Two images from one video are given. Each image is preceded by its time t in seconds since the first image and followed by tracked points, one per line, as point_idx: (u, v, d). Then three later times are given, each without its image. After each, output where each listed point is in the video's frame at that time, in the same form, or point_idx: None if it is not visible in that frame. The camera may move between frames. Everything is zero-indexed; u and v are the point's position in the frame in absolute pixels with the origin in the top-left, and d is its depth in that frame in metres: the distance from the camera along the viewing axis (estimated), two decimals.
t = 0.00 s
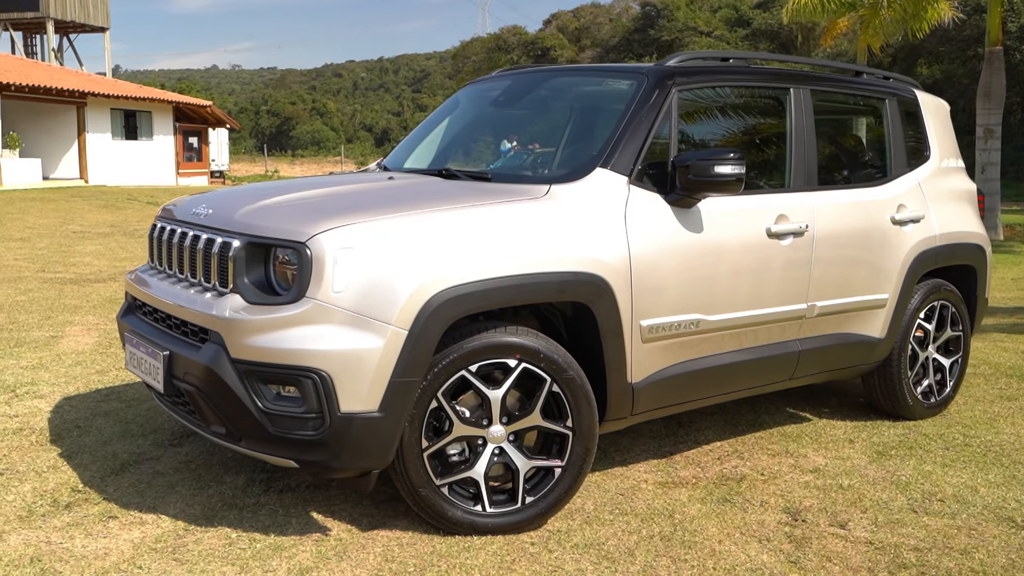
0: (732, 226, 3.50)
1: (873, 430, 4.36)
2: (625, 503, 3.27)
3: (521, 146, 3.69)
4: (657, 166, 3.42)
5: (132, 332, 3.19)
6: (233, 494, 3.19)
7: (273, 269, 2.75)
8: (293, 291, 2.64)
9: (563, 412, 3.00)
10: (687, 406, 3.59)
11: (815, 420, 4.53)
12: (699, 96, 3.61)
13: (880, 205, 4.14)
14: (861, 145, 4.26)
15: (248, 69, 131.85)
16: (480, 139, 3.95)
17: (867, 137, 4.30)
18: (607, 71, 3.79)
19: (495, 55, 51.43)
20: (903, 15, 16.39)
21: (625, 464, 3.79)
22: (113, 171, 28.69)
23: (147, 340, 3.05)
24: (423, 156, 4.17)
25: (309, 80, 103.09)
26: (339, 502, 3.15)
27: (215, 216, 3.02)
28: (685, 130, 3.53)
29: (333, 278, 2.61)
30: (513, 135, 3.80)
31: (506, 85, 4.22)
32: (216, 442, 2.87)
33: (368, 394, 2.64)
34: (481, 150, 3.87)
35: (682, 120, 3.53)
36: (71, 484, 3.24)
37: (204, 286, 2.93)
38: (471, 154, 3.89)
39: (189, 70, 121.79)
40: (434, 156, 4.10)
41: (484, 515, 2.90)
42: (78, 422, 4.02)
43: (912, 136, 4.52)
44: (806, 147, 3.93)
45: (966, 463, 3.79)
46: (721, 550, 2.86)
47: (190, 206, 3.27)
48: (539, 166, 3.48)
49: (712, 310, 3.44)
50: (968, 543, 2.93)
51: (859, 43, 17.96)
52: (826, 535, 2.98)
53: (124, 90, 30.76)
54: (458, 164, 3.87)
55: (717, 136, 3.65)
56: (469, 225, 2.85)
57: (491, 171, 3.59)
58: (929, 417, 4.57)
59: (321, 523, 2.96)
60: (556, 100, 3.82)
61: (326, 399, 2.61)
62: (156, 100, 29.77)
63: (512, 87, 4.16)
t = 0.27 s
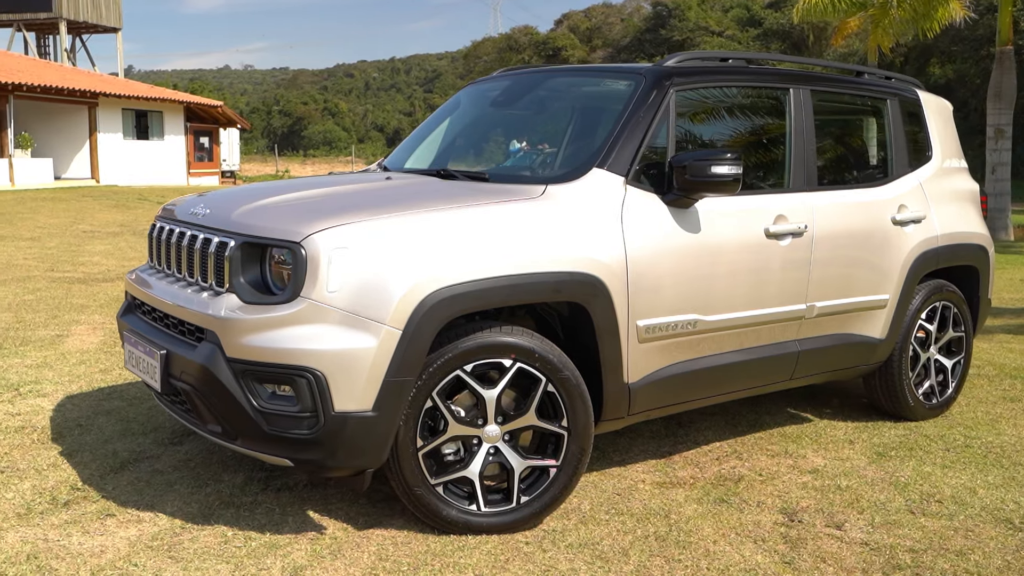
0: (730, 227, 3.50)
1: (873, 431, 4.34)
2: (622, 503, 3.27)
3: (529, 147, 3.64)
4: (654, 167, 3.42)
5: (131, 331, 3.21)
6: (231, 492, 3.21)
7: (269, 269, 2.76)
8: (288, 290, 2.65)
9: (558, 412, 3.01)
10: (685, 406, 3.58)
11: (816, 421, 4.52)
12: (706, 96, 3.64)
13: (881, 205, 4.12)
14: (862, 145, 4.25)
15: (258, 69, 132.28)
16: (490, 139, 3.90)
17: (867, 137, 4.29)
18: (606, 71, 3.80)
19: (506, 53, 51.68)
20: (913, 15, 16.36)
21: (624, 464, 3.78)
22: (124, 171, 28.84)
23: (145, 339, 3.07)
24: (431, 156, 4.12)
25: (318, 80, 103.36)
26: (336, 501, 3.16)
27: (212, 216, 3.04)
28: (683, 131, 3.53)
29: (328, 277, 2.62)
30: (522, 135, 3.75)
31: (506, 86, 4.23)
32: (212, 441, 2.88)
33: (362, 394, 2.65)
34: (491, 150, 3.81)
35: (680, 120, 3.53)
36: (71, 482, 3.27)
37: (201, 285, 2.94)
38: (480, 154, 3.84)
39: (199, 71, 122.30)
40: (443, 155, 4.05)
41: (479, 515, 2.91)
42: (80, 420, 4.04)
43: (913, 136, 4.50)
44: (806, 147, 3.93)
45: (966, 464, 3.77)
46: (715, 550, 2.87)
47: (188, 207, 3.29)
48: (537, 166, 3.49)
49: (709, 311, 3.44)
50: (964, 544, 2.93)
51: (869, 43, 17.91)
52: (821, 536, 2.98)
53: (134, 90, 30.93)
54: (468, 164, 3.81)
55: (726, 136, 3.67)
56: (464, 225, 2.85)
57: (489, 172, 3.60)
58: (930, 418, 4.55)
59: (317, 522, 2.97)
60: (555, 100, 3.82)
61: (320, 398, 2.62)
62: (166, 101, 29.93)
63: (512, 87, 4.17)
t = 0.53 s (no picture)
0: (727, 226, 3.50)
1: (873, 431, 4.34)
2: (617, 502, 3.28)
3: (538, 146, 3.61)
4: (651, 166, 3.43)
5: (131, 329, 3.24)
6: (229, 489, 3.23)
7: (266, 268, 2.78)
8: (284, 289, 2.67)
9: (553, 410, 3.02)
10: (682, 405, 3.59)
11: (815, 420, 4.52)
12: (710, 95, 3.67)
13: (880, 205, 4.12)
14: (861, 145, 4.25)
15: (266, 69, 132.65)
16: (498, 138, 3.86)
17: (867, 137, 4.29)
18: (603, 70, 3.81)
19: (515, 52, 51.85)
20: (920, 14, 16.33)
21: (621, 462, 3.79)
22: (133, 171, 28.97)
23: (144, 337, 3.10)
24: (439, 156, 4.09)
25: (326, 80, 103.56)
26: (333, 498, 3.18)
27: (210, 215, 3.07)
28: (680, 130, 3.54)
29: (323, 276, 2.64)
30: (531, 135, 3.71)
31: (505, 86, 4.24)
32: (210, 438, 2.91)
33: (357, 392, 2.67)
34: (500, 150, 3.77)
35: (678, 120, 3.53)
36: (71, 479, 3.30)
37: (199, 284, 2.97)
38: (489, 154, 3.80)
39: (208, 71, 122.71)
40: (450, 155, 4.01)
41: (474, 512, 2.93)
42: (82, 418, 4.07)
43: (913, 136, 4.50)
44: (804, 147, 3.93)
45: (964, 464, 3.77)
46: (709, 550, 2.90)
47: (188, 206, 3.31)
48: (534, 165, 3.50)
49: (706, 310, 3.45)
50: (958, 544, 2.95)
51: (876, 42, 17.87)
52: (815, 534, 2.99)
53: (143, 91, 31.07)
54: (476, 164, 3.77)
55: (731, 136, 3.69)
56: (459, 224, 2.87)
57: (487, 171, 3.61)
58: (930, 418, 4.54)
59: (313, 519, 2.99)
60: (554, 99, 3.84)
61: (315, 396, 2.64)
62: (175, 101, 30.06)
63: (511, 87, 4.18)
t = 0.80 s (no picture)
0: (723, 226, 3.52)
1: (872, 430, 4.34)
2: (614, 500, 3.30)
3: (547, 147, 3.59)
4: (648, 166, 3.44)
5: (132, 327, 3.28)
6: (228, 486, 3.26)
7: (264, 266, 2.81)
8: (282, 287, 2.70)
9: (549, 409, 3.04)
10: (679, 404, 3.61)
11: (815, 420, 4.52)
12: (716, 97, 3.70)
13: (879, 205, 4.13)
14: (860, 145, 4.25)
15: (274, 69, 132.95)
16: (507, 138, 3.83)
17: (866, 137, 4.30)
18: (601, 71, 3.83)
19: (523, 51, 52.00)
20: (927, 14, 16.32)
21: (619, 461, 3.81)
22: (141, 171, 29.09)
23: (144, 335, 3.13)
24: (445, 156, 4.07)
25: (334, 80, 103.75)
26: (332, 496, 3.21)
27: (210, 214, 3.10)
28: (677, 131, 3.55)
29: (320, 275, 2.67)
30: (540, 135, 3.69)
31: (504, 86, 4.27)
32: (209, 436, 2.93)
33: (353, 389, 2.70)
34: (513, 149, 3.72)
35: (675, 120, 3.55)
36: (73, 476, 3.34)
37: (198, 282, 3.00)
38: (497, 154, 3.78)
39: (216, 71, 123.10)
40: (457, 155, 3.99)
41: (470, 509, 2.95)
42: (85, 416, 4.11)
43: (913, 136, 4.50)
44: (802, 147, 3.94)
45: (962, 463, 3.78)
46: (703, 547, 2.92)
47: (188, 206, 3.35)
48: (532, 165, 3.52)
49: (703, 309, 3.46)
50: (952, 543, 2.97)
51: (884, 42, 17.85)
52: (811, 532, 3.01)
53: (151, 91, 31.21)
54: (485, 164, 3.75)
55: (736, 136, 3.72)
56: (455, 224, 2.89)
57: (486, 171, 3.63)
58: (930, 417, 4.55)
59: (311, 516, 3.02)
60: (552, 100, 3.86)
61: (312, 394, 2.67)
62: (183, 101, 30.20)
63: (510, 87, 4.21)
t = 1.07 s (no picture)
0: (719, 226, 3.54)
1: (869, 429, 4.36)
2: (609, 497, 3.32)
3: (549, 147, 3.60)
4: (643, 166, 3.47)
5: (133, 326, 3.31)
6: (227, 483, 3.29)
7: (261, 265, 2.85)
8: (279, 286, 2.74)
9: (544, 406, 3.07)
10: (675, 403, 3.63)
11: (812, 419, 4.54)
12: (719, 97, 3.75)
13: (875, 205, 4.14)
14: (857, 145, 4.27)
15: (280, 70, 133.21)
16: (514, 138, 3.82)
17: (863, 138, 4.31)
18: (598, 72, 3.85)
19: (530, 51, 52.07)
20: (932, 14, 16.32)
21: (616, 459, 3.83)
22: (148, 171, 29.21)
23: (144, 333, 3.17)
24: (452, 155, 4.06)
25: (340, 80, 103.91)
26: (330, 492, 3.24)
27: (210, 214, 3.13)
28: (672, 131, 3.58)
29: (316, 273, 2.70)
30: (547, 135, 3.68)
31: (503, 87, 4.30)
32: (208, 433, 2.97)
33: (349, 386, 2.73)
34: (517, 150, 3.73)
35: (671, 121, 3.58)
36: (74, 472, 3.38)
37: (197, 281, 3.03)
38: (505, 154, 3.77)
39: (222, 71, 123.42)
40: (464, 154, 3.98)
41: (466, 506, 2.98)
42: (87, 413, 4.16)
43: (910, 137, 4.51)
44: (799, 147, 3.96)
45: (957, 462, 3.80)
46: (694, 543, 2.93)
47: (189, 205, 3.38)
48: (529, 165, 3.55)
49: (698, 308, 3.49)
50: (943, 541, 2.99)
51: (888, 42, 17.84)
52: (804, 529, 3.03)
53: (157, 91, 31.33)
54: (494, 164, 3.74)
55: (739, 136, 3.77)
56: (451, 223, 2.92)
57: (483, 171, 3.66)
58: (927, 416, 4.56)
59: (309, 512, 3.05)
60: (550, 101, 3.88)
61: (308, 391, 2.70)
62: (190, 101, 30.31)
63: (508, 88, 4.23)
